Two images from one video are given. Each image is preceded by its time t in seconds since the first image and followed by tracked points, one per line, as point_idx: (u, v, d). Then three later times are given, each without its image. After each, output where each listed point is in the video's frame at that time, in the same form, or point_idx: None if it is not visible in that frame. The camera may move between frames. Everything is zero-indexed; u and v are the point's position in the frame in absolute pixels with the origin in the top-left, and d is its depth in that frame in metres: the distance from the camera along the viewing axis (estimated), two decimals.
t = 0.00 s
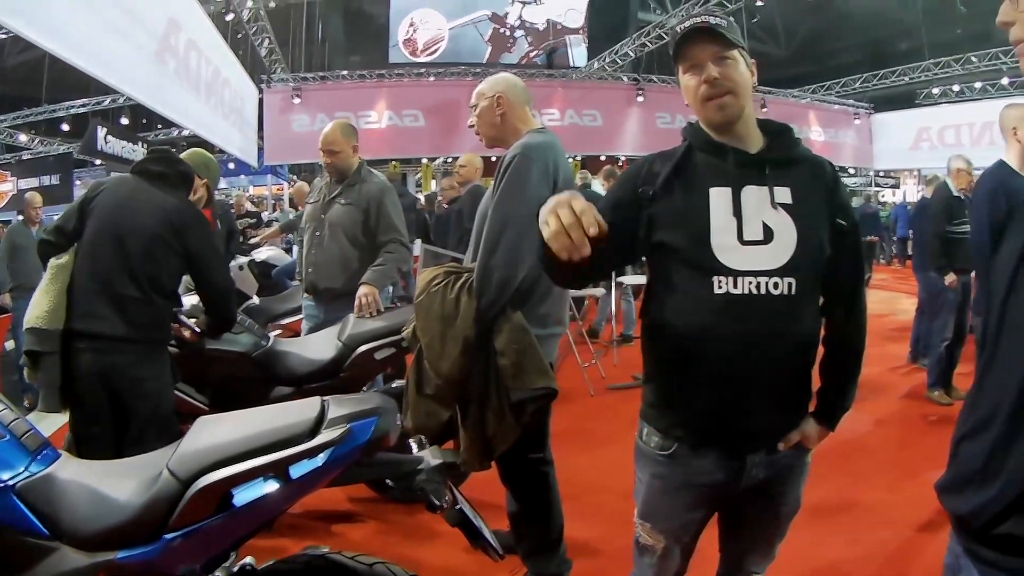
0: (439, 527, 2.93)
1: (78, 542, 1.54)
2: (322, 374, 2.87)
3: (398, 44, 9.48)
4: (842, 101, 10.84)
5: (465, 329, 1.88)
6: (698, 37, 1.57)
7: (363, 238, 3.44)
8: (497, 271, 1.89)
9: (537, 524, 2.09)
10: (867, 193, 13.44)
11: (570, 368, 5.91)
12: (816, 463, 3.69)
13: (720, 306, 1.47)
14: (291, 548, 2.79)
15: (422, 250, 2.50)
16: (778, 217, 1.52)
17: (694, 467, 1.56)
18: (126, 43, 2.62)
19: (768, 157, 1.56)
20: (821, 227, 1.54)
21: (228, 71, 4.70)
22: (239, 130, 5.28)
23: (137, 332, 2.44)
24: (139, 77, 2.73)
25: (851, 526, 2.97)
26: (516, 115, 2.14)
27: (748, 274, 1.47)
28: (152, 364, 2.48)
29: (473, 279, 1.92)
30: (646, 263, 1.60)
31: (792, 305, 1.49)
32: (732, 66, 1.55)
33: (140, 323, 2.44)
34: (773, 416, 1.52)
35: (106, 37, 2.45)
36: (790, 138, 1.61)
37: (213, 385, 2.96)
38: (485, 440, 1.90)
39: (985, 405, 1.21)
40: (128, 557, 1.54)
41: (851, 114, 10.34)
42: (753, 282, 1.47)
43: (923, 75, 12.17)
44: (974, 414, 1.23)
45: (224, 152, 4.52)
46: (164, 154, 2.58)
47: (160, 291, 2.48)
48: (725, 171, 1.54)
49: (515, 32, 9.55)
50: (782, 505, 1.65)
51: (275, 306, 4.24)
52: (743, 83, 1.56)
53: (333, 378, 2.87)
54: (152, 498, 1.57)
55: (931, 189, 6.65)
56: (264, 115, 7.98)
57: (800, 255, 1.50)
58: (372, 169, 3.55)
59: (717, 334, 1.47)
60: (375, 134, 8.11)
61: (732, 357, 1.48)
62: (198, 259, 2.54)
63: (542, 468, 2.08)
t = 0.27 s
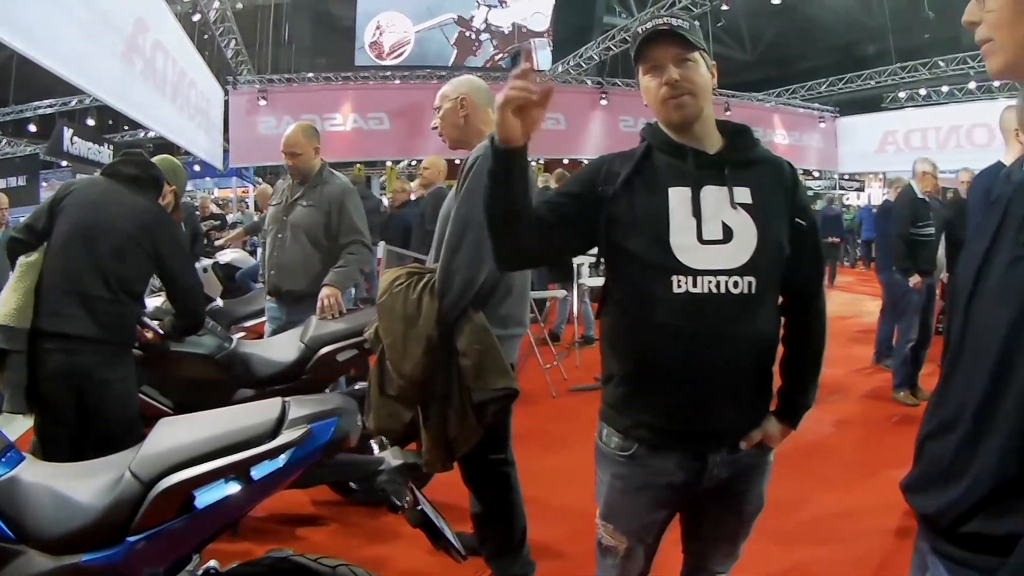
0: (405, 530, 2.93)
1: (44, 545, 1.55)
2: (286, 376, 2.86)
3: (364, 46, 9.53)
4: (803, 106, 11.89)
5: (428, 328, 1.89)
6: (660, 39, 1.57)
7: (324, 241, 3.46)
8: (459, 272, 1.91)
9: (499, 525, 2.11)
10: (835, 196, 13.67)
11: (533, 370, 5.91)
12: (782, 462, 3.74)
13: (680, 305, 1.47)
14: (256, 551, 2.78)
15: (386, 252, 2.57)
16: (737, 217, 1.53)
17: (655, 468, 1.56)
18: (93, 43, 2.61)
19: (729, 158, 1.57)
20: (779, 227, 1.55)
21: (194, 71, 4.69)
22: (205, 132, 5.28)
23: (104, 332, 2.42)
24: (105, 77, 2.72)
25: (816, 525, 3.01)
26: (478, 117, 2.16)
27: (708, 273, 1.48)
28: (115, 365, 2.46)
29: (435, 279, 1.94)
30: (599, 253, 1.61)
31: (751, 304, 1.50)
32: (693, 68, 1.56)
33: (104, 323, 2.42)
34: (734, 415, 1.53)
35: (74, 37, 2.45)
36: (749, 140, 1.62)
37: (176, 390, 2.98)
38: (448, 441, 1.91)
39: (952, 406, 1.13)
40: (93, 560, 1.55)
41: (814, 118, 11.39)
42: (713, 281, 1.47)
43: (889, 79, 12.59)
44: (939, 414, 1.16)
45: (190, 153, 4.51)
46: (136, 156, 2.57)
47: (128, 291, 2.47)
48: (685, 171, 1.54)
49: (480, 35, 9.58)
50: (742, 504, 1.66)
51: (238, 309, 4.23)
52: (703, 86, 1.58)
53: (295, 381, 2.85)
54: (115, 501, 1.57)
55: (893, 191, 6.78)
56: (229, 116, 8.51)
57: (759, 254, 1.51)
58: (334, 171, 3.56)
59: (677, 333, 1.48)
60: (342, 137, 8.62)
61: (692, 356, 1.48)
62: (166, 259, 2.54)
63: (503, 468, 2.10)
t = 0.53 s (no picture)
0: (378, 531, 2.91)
1: (18, 544, 1.51)
2: (259, 373, 2.83)
3: (339, 42, 9.60)
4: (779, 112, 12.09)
5: (406, 327, 1.89)
6: (646, 46, 1.59)
7: (298, 237, 3.44)
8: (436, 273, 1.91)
9: (475, 525, 2.11)
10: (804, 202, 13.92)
11: (505, 370, 5.91)
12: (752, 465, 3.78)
13: (662, 311, 1.46)
14: (227, 551, 2.74)
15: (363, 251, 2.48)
16: (717, 225, 1.53)
17: (634, 470, 1.55)
18: (70, 33, 2.57)
19: (708, 165, 1.58)
20: (756, 237, 1.57)
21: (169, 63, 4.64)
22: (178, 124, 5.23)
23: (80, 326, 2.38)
24: (80, 67, 2.68)
25: (786, 526, 3.05)
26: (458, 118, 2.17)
27: (688, 280, 1.48)
28: (90, 361, 2.42)
29: (414, 279, 1.94)
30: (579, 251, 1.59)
31: (730, 310, 1.51)
32: (677, 77, 1.57)
33: (78, 317, 2.37)
34: (711, 419, 1.54)
35: (51, 26, 2.41)
36: (728, 149, 1.64)
37: (148, 385, 2.92)
38: (424, 442, 1.91)
39: (930, 414, 1.09)
40: (69, 558, 1.51)
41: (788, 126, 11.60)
42: (693, 288, 1.48)
43: (864, 89, 12.56)
44: (917, 421, 1.12)
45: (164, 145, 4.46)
46: (115, 149, 2.54)
47: (104, 284, 2.43)
48: (666, 178, 1.54)
49: (457, 35, 9.72)
50: (717, 506, 1.66)
51: (209, 305, 4.19)
52: (686, 95, 1.59)
53: (266, 377, 2.83)
54: (90, 500, 1.53)
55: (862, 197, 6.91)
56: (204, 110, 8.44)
57: (738, 262, 1.52)
58: (308, 167, 3.54)
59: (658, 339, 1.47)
60: (315, 132, 8.61)
61: (673, 361, 1.48)
62: (142, 253, 2.51)
63: (478, 470, 2.10)
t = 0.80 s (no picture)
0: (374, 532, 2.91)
1: (14, 545, 1.51)
2: (253, 373, 2.83)
3: (333, 42, 9.50)
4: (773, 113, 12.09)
5: (403, 326, 1.89)
6: (641, 42, 1.59)
7: (292, 236, 3.44)
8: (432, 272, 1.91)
9: (471, 524, 2.11)
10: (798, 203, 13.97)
11: (501, 369, 5.94)
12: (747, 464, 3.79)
13: (656, 310, 1.47)
14: (223, 552, 2.74)
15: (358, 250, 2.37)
16: (710, 224, 1.54)
17: (630, 468, 1.55)
18: (64, 31, 2.57)
19: (700, 164, 1.58)
20: (749, 235, 1.57)
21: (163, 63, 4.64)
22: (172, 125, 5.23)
23: (70, 326, 2.37)
24: (73, 66, 2.67)
25: (781, 526, 3.06)
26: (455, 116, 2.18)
27: (681, 279, 1.48)
28: (83, 361, 2.42)
29: (410, 278, 1.94)
30: (573, 252, 1.60)
31: (724, 308, 1.51)
32: (671, 74, 1.58)
33: (70, 316, 2.37)
34: (706, 416, 1.55)
35: (46, 24, 2.41)
36: (721, 148, 1.64)
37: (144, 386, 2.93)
38: (420, 441, 1.91)
39: (928, 413, 1.09)
40: (63, 559, 1.50)
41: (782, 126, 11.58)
42: (687, 287, 1.48)
43: (858, 90, 12.63)
44: (916, 420, 1.13)
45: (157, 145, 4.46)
46: (114, 151, 2.53)
47: (97, 285, 2.42)
48: (659, 177, 1.55)
49: (451, 34, 9.73)
50: (713, 504, 1.67)
51: (202, 305, 4.19)
52: (680, 92, 1.59)
53: (260, 376, 2.83)
54: (84, 500, 1.53)
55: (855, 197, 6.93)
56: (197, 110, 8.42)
57: (731, 261, 1.52)
58: (302, 166, 3.53)
59: (653, 338, 1.47)
60: (309, 132, 8.59)
61: (667, 359, 1.48)
62: (138, 257, 2.49)
63: (474, 469, 2.11)
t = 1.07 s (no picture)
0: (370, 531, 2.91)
1: (14, 543, 1.50)
2: (251, 373, 2.83)
3: (332, 40, 9.45)
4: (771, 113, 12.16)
5: (403, 325, 1.89)
6: (643, 41, 1.59)
7: (292, 235, 3.44)
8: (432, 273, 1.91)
9: (470, 524, 2.11)
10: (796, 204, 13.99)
11: (500, 369, 5.96)
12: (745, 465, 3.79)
13: (651, 313, 1.46)
14: (220, 552, 2.74)
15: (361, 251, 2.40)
16: (705, 226, 1.54)
17: (628, 469, 1.55)
18: (63, 29, 2.56)
19: (695, 166, 1.58)
20: (744, 237, 1.57)
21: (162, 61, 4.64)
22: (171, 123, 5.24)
23: (66, 323, 2.36)
24: (72, 64, 2.67)
25: (779, 527, 3.05)
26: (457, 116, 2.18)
27: (676, 282, 1.48)
28: (79, 359, 2.41)
29: (411, 277, 1.93)
30: (569, 255, 1.60)
31: (720, 309, 1.51)
32: (671, 75, 1.58)
33: (67, 315, 2.36)
34: (704, 416, 1.54)
35: (45, 21, 2.40)
36: (715, 149, 1.64)
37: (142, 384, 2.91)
38: (419, 441, 1.91)
39: (929, 415, 1.09)
40: (63, 559, 1.50)
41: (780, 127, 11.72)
42: (682, 290, 1.48)
43: (857, 90, 12.66)
44: (917, 422, 1.13)
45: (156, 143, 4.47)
46: (122, 156, 2.54)
47: (94, 284, 2.41)
48: (654, 180, 1.55)
49: (450, 33, 9.77)
50: (712, 504, 1.67)
51: (201, 303, 4.18)
52: (678, 91, 1.58)
53: (259, 375, 2.83)
54: (85, 500, 1.52)
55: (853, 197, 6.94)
56: (196, 108, 8.41)
57: (726, 263, 1.52)
58: (301, 164, 3.53)
59: (649, 340, 1.47)
60: (307, 131, 8.58)
61: (664, 361, 1.47)
62: (138, 257, 2.48)
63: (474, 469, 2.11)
